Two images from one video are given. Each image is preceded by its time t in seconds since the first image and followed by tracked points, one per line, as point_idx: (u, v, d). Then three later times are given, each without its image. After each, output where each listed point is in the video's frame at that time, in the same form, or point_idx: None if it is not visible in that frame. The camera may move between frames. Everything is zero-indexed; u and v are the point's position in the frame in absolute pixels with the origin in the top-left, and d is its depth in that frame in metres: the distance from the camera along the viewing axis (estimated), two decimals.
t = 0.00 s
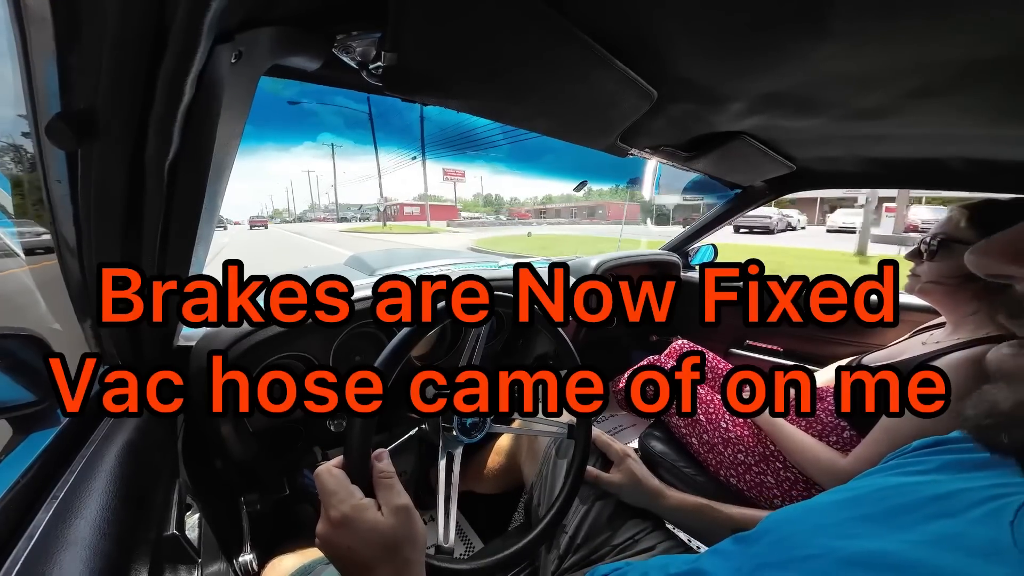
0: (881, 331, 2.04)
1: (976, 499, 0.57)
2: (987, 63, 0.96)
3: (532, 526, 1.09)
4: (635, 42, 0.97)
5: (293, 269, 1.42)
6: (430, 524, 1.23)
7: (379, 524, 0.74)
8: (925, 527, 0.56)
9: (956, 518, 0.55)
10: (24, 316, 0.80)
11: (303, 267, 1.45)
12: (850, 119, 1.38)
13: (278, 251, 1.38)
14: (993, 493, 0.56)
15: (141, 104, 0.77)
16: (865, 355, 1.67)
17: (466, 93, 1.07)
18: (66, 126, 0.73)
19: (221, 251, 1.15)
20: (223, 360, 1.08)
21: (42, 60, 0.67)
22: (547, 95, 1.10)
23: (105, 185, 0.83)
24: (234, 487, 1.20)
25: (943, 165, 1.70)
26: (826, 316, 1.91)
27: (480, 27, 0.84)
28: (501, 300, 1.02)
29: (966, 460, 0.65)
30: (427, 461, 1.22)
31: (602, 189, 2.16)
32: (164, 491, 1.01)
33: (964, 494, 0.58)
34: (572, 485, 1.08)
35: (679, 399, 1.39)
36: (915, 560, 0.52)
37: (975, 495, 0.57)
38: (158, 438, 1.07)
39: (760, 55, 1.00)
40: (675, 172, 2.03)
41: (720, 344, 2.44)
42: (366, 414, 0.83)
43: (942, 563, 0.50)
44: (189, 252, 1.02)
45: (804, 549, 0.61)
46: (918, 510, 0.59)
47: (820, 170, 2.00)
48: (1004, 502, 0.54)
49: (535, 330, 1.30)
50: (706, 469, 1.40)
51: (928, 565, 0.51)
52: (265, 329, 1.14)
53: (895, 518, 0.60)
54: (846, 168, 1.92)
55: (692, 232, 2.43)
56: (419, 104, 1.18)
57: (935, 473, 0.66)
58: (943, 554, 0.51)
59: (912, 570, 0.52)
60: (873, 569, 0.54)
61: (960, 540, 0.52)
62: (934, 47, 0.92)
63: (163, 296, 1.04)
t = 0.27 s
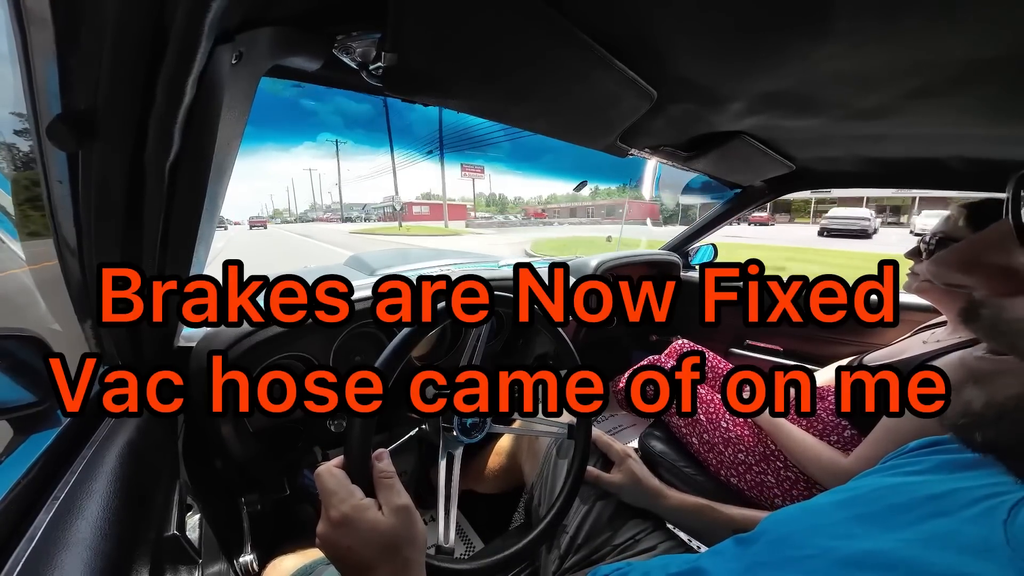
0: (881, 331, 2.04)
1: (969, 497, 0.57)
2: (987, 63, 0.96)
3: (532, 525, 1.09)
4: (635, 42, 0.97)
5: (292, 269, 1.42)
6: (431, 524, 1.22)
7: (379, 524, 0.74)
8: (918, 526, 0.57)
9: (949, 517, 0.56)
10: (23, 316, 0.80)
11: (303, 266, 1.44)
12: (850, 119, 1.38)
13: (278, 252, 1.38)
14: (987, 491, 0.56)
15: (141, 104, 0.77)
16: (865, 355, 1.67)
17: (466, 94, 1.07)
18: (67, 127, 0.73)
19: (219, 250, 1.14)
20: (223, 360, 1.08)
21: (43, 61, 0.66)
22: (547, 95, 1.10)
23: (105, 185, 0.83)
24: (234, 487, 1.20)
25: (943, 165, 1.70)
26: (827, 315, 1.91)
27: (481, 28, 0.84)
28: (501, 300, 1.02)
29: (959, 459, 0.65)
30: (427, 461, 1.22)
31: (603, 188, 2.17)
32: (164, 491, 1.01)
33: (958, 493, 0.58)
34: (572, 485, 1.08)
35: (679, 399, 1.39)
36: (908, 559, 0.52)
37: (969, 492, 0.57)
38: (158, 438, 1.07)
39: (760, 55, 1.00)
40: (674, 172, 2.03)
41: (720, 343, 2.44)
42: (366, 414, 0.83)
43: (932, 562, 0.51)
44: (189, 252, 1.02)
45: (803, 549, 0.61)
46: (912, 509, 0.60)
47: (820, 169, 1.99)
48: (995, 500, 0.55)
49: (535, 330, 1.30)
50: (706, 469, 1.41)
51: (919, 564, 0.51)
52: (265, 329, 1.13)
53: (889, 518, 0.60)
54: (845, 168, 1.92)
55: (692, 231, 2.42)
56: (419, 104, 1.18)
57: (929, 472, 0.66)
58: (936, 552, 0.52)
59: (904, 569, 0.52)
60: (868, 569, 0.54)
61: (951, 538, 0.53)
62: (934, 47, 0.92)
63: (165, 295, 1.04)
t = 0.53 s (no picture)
0: (881, 331, 2.04)
1: (977, 502, 0.57)
2: (987, 63, 0.96)
3: (533, 524, 1.09)
4: (634, 41, 0.97)
5: (291, 268, 1.40)
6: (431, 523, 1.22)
7: (379, 524, 0.74)
8: (926, 531, 0.57)
9: (957, 521, 0.56)
10: (22, 315, 0.80)
11: (303, 265, 1.42)
12: (851, 118, 1.38)
13: (278, 251, 1.38)
14: (996, 497, 0.57)
15: (141, 103, 0.77)
16: (866, 355, 1.67)
17: (465, 93, 1.07)
18: (66, 126, 0.73)
19: (220, 251, 1.15)
20: (223, 360, 1.08)
21: (42, 60, 0.67)
22: (546, 95, 1.10)
23: (104, 184, 0.82)
24: (234, 486, 1.20)
25: (943, 164, 1.70)
26: (827, 316, 1.91)
27: (481, 26, 0.84)
28: (500, 298, 1.02)
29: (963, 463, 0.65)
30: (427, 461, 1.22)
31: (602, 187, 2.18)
32: (164, 490, 1.01)
33: (967, 497, 0.58)
34: (574, 485, 1.08)
35: (679, 399, 1.39)
36: (916, 563, 0.53)
37: (978, 496, 0.58)
38: (157, 437, 1.07)
39: (760, 54, 1.00)
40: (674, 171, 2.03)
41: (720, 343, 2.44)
42: (366, 413, 0.83)
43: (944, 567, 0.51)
44: (188, 251, 1.01)
45: (810, 552, 0.61)
46: (919, 512, 0.60)
47: (821, 169, 1.99)
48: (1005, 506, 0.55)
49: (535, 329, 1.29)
50: (706, 468, 1.41)
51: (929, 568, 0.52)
52: (265, 328, 1.13)
53: (895, 522, 0.60)
54: (846, 168, 1.91)
55: (692, 231, 2.42)
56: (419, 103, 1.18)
57: (934, 476, 0.66)
58: (948, 557, 0.52)
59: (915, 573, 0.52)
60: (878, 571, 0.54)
61: (960, 542, 0.53)
62: (934, 47, 0.92)
63: (165, 295, 1.04)
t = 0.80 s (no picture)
0: (881, 330, 2.04)
1: (971, 497, 0.57)
2: (987, 61, 0.96)
3: (532, 523, 1.08)
4: (634, 41, 0.97)
5: (293, 268, 1.43)
6: (431, 522, 1.22)
7: (381, 525, 0.74)
8: (919, 524, 0.57)
9: (949, 516, 0.56)
10: (23, 315, 0.81)
11: (303, 265, 1.46)
12: (851, 117, 1.38)
13: (280, 250, 1.40)
14: (990, 490, 0.56)
15: (140, 103, 0.77)
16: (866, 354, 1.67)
17: (465, 93, 1.07)
18: (66, 126, 0.74)
19: (221, 251, 1.15)
20: (223, 360, 1.08)
21: (42, 60, 0.67)
22: (546, 94, 1.10)
23: (104, 184, 0.82)
24: (235, 485, 1.20)
25: (943, 163, 1.70)
26: (827, 315, 1.90)
27: (481, 26, 0.84)
28: (500, 297, 1.02)
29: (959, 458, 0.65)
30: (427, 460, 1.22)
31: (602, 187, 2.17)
32: (165, 490, 1.01)
33: (961, 492, 0.58)
34: (574, 485, 1.08)
35: (679, 398, 1.39)
36: (908, 558, 0.53)
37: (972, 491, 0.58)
38: (157, 438, 1.07)
39: (759, 53, 1.00)
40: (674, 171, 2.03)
41: (721, 343, 2.44)
42: (366, 414, 0.83)
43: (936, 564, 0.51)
44: (188, 250, 1.01)
45: (804, 547, 0.62)
46: (914, 507, 0.60)
47: (820, 168, 1.99)
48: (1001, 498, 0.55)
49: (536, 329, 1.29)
50: (707, 467, 1.41)
51: (919, 561, 0.52)
52: (266, 327, 1.13)
53: (890, 516, 0.60)
54: (845, 167, 1.92)
55: (691, 231, 2.42)
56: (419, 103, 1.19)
57: (930, 471, 0.66)
58: (939, 551, 0.52)
59: (907, 568, 0.52)
60: (870, 565, 0.55)
61: (953, 537, 0.53)
62: (934, 45, 0.92)
63: (166, 295, 1.04)
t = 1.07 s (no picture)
0: (881, 329, 2.04)
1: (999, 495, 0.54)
2: (987, 61, 0.96)
3: (524, 530, 1.06)
4: (635, 40, 0.97)
5: (293, 268, 1.42)
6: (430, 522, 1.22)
7: (382, 528, 0.74)
8: (944, 525, 0.54)
9: (971, 513, 0.53)
10: (23, 315, 0.81)
11: (303, 265, 1.46)
12: (851, 116, 1.38)
13: (279, 250, 1.40)
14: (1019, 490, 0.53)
15: (139, 104, 0.77)
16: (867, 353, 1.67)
17: (466, 92, 1.07)
18: (65, 126, 0.73)
19: (221, 249, 1.15)
20: (223, 360, 1.08)
21: (42, 61, 0.68)
22: (547, 94, 1.10)
23: (104, 185, 0.83)
24: (235, 485, 1.20)
25: (942, 163, 1.70)
26: (827, 315, 1.90)
27: (481, 25, 0.84)
28: (500, 297, 1.02)
29: (984, 463, 0.61)
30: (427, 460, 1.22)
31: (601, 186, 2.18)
32: (165, 490, 1.01)
33: (987, 491, 0.55)
34: (569, 491, 1.07)
35: (679, 398, 1.39)
36: (936, 560, 0.49)
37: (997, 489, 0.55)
38: (158, 438, 1.07)
39: (759, 53, 1.00)
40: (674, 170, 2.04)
41: (720, 342, 2.45)
42: (367, 414, 0.83)
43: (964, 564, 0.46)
44: (189, 251, 1.01)
45: (821, 550, 0.58)
46: (937, 508, 0.56)
47: (820, 168, 2.00)
48: None
49: (536, 329, 1.29)
50: (707, 467, 1.41)
51: (942, 560, 0.48)
52: (266, 328, 1.13)
53: (912, 517, 0.57)
54: (845, 166, 1.92)
55: (691, 231, 2.42)
56: (420, 103, 1.19)
57: (955, 473, 0.62)
58: (965, 548, 0.48)
59: (935, 570, 0.48)
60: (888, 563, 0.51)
61: (979, 534, 0.49)
62: (934, 44, 0.92)
63: (166, 295, 1.04)
